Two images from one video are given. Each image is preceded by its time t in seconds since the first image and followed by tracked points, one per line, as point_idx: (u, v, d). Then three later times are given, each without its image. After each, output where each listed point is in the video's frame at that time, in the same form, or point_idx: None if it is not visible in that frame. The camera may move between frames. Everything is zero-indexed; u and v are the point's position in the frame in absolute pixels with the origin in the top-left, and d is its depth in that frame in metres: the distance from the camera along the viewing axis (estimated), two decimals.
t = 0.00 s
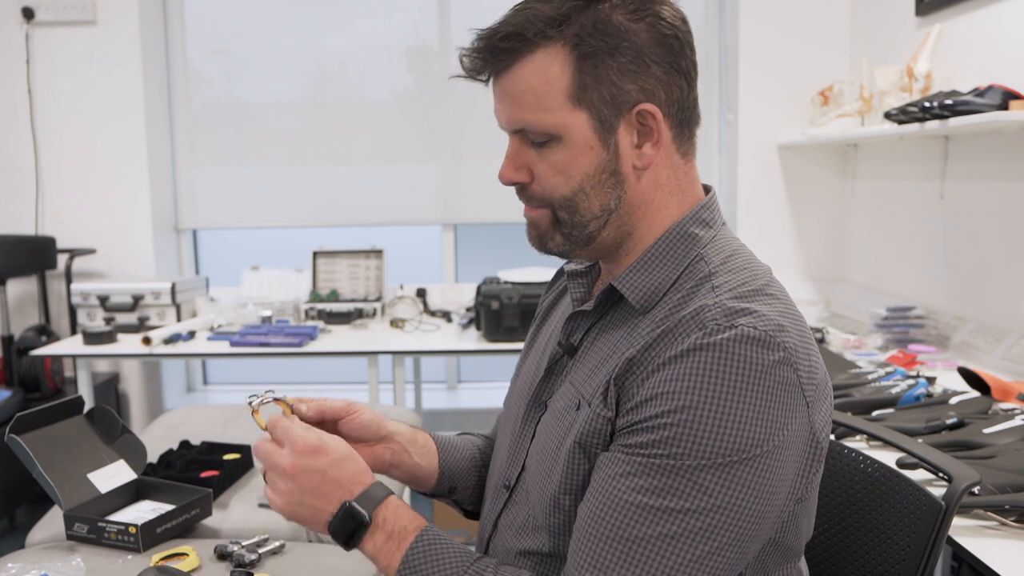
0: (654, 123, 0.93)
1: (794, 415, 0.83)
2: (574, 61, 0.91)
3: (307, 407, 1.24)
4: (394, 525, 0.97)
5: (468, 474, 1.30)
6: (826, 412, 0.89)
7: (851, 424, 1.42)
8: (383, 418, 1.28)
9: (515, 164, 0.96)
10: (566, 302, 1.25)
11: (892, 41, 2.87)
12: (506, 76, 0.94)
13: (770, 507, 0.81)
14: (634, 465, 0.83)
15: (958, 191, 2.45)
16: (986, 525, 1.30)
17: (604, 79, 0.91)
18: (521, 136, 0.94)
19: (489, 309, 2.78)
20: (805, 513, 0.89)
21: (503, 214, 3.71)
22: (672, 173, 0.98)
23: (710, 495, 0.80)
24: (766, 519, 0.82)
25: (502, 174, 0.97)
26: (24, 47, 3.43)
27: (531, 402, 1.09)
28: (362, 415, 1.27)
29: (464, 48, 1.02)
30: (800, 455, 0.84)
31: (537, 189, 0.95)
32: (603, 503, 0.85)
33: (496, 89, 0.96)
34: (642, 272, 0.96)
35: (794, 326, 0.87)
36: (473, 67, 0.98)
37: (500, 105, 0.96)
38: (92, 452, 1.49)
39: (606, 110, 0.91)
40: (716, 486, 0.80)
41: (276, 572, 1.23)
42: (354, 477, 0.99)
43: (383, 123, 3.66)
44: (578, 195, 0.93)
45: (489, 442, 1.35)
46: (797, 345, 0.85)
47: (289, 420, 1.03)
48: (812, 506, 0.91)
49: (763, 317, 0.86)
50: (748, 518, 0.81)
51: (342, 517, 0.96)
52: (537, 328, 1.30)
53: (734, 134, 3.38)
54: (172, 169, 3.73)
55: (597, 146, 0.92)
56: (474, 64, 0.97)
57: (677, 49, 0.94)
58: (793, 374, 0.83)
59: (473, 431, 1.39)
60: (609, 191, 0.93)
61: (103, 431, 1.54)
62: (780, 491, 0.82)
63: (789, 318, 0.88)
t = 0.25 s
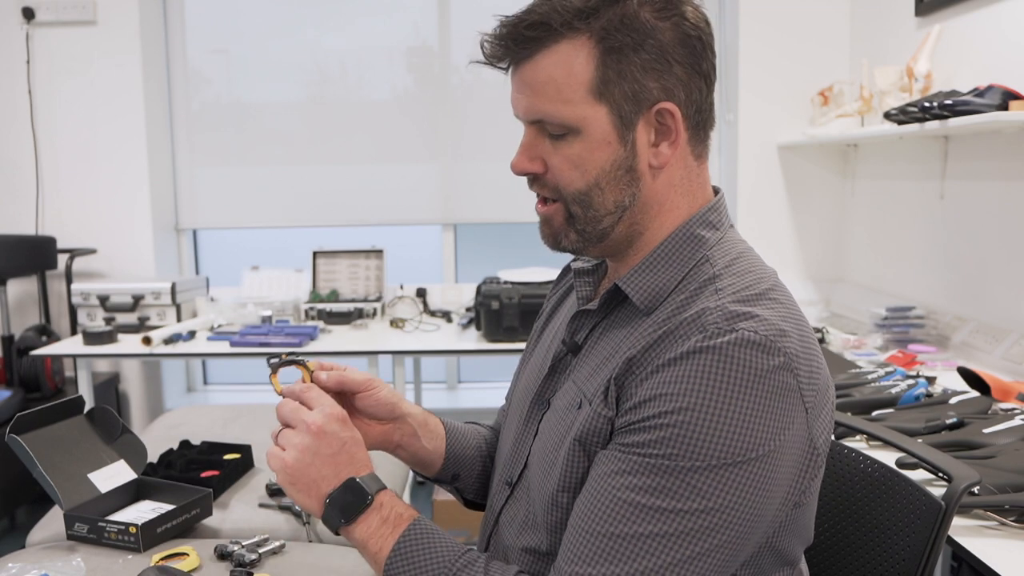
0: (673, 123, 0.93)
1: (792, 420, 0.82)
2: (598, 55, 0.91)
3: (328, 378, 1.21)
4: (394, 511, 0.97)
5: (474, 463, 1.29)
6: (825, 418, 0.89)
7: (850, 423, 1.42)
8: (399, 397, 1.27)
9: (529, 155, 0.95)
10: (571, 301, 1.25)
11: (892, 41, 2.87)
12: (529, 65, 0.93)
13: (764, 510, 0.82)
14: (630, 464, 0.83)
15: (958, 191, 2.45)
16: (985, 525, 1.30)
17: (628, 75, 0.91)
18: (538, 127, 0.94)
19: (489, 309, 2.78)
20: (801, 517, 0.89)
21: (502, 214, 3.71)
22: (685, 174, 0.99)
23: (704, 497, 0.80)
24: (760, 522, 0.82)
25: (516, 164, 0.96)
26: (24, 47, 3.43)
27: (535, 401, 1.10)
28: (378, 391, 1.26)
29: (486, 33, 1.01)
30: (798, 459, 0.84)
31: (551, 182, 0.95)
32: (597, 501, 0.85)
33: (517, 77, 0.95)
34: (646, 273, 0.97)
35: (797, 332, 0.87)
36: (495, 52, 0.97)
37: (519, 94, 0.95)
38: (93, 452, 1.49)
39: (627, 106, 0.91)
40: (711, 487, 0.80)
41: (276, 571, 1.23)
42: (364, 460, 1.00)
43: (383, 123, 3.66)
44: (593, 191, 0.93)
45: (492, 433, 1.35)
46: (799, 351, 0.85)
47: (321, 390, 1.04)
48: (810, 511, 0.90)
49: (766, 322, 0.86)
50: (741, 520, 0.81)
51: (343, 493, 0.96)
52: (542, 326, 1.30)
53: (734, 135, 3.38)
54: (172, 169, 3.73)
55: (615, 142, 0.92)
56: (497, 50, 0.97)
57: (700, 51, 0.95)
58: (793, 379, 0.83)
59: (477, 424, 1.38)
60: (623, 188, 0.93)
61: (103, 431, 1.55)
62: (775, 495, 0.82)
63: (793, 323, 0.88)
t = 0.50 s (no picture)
0: (681, 125, 0.93)
1: (800, 421, 0.83)
2: (608, 56, 0.91)
3: (341, 372, 1.21)
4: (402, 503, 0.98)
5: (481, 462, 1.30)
6: (831, 419, 0.89)
7: (851, 423, 1.42)
8: (411, 394, 1.27)
9: (537, 155, 0.96)
10: (576, 300, 1.25)
11: (892, 41, 2.87)
12: (539, 65, 0.93)
13: (771, 510, 0.82)
14: (638, 463, 0.83)
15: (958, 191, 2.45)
16: (985, 525, 1.30)
17: (638, 77, 0.91)
18: (547, 126, 0.94)
19: (489, 309, 2.78)
20: (806, 518, 0.89)
21: (503, 214, 3.71)
22: (692, 175, 0.99)
23: (712, 496, 0.80)
24: (767, 522, 0.82)
25: (524, 163, 0.96)
26: (24, 47, 3.43)
27: (540, 400, 1.09)
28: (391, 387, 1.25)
29: (496, 33, 1.01)
30: (804, 461, 0.84)
31: (559, 182, 0.95)
32: (605, 500, 0.85)
33: (527, 77, 0.95)
34: (654, 273, 0.97)
35: (805, 333, 0.87)
36: (506, 52, 0.98)
37: (528, 94, 0.95)
38: (93, 452, 1.49)
39: (636, 107, 0.91)
40: (719, 486, 0.80)
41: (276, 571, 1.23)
42: (374, 453, 1.00)
43: (382, 123, 3.66)
44: (601, 191, 0.93)
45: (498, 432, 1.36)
46: (807, 352, 0.86)
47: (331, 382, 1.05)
48: (814, 512, 0.91)
49: (774, 323, 0.86)
50: (748, 520, 0.81)
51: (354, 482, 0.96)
52: (546, 325, 1.30)
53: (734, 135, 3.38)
54: (172, 169, 3.73)
55: (624, 142, 0.92)
56: (507, 50, 0.97)
57: (709, 53, 0.95)
58: (801, 380, 0.83)
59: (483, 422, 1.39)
60: (631, 189, 0.94)
61: (103, 431, 1.55)
62: (782, 495, 0.82)
63: (801, 325, 0.89)
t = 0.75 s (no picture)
0: (686, 123, 0.94)
1: (801, 420, 0.83)
2: (615, 54, 0.91)
3: (352, 359, 1.21)
4: (405, 493, 0.97)
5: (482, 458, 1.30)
6: (831, 419, 0.89)
7: (851, 423, 1.42)
8: (419, 384, 1.27)
9: (542, 152, 0.95)
10: (578, 299, 1.25)
11: (892, 41, 2.87)
12: (545, 62, 0.93)
13: (771, 507, 0.82)
14: (639, 460, 0.83)
15: (958, 191, 2.45)
16: (985, 525, 1.30)
17: (644, 75, 0.91)
18: (552, 124, 0.94)
19: (489, 309, 2.78)
20: (806, 517, 0.90)
21: (503, 214, 3.71)
22: (696, 174, 0.99)
23: (712, 493, 0.80)
24: (766, 520, 0.82)
25: (529, 160, 0.96)
26: (25, 47, 3.43)
27: (541, 399, 1.09)
28: (400, 376, 1.26)
29: (503, 29, 1.01)
30: (805, 459, 0.84)
31: (563, 179, 0.95)
32: (605, 496, 0.85)
33: (533, 74, 0.95)
34: (656, 271, 0.97)
35: (807, 332, 0.88)
36: (511, 49, 0.98)
37: (534, 91, 0.95)
38: (93, 452, 1.49)
39: (641, 106, 0.91)
40: (719, 483, 0.80)
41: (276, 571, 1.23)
42: (376, 441, 1.00)
43: (382, 123, 3.66)
44: (605, 188, 0.93)
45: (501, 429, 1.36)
46: (809, 351, 0.86)
47: (336, 370, 1.05)
48: (814, 512, 0.91)
49: (776, 322, 0.86)
50: (748, 517, 0.81)
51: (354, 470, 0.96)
52: (548, 324, 1.30)
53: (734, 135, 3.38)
54: (172, 169, 3.73)
55: (629, 140, 0.92)
56: (513, 47, 0.97)
57: (714, 53, 0.95)
58: (803, 378, 0.83)
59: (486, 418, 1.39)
60: (636, 187, 0.94)
61: (103, 431, 1.55)
62: (782, 494, 0.82)
63: (803, 324, 0.89)
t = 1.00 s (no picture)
0: (687, 122, 0.94)
1: (800, 419, 0.83)
2: (616, 53, 0.91)
3: (365, 347, 1.18)
4: (414, 482, 0.97)
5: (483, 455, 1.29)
6: (831, 419, 0.89)
7: (851, 423, 1.42)
8: (430, 377, 1.26)
9: (544, 153, 0.95)
10: (580, 297, 1.25)
11: (892, 41, 2.87)
12: (547, 62, 0.93)
13: (771, 506, 0.82)
14: (639, 458, 0.83)
15: (958, 191, 2.45)
16: (985, 525, 1.30)
17: (645, 74, 0.91)
18: (554, 124, 0.94)
19: (489, 309, 2.78)
20: (806, 516, 0.90)
21: (503, 214, 3.71)
22: (697, 172, 0.99)
23: (712, 491, 0.80)
24: (766, 518, 0.82)
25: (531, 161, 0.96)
26: (25, 47, 3.43)
27: (543, 398, 1.09)
28: (411, 366, 1.24)
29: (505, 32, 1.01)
30: (805, 459, 0.84)
31: (564, 180, 0.95)
32: (605, 494, 0.85)
33: (535, 74, 0.94)
34: (657, 271, 0.97)
35: (806, 332, 0.88)
36: (512, 50, 0.97)
37: (536, 92, 0.95)
38: (93, 452, 1.49)
39: (644, 105, 0.91)
40: (719, 481, 0.80)
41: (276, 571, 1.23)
42: (389, 428, 1.00)
43: (383, 123, 3.66)
44: (606, 188, 0.93)
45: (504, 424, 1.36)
46: (809, 350, 0.86)
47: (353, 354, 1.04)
48: (814, 511, 0.90)
49: (776, 320, 0.86)
50: (748, 515, 0.81)
51: (367, 454, 0.95)
52: (550, 322, 1.30)
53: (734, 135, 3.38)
54: (172, 169, 3.73)
55: (631, 139, 0.92)
56: (517, 48, 0.96)
57: (714, 52, 0.95)
58: (803, 377, 0.83)
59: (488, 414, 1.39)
60: (637, 186, 0.93)
61: (103, 431, 1.55)
62: (781, 493, 0.82)
63: (803, 323, 0.89)
